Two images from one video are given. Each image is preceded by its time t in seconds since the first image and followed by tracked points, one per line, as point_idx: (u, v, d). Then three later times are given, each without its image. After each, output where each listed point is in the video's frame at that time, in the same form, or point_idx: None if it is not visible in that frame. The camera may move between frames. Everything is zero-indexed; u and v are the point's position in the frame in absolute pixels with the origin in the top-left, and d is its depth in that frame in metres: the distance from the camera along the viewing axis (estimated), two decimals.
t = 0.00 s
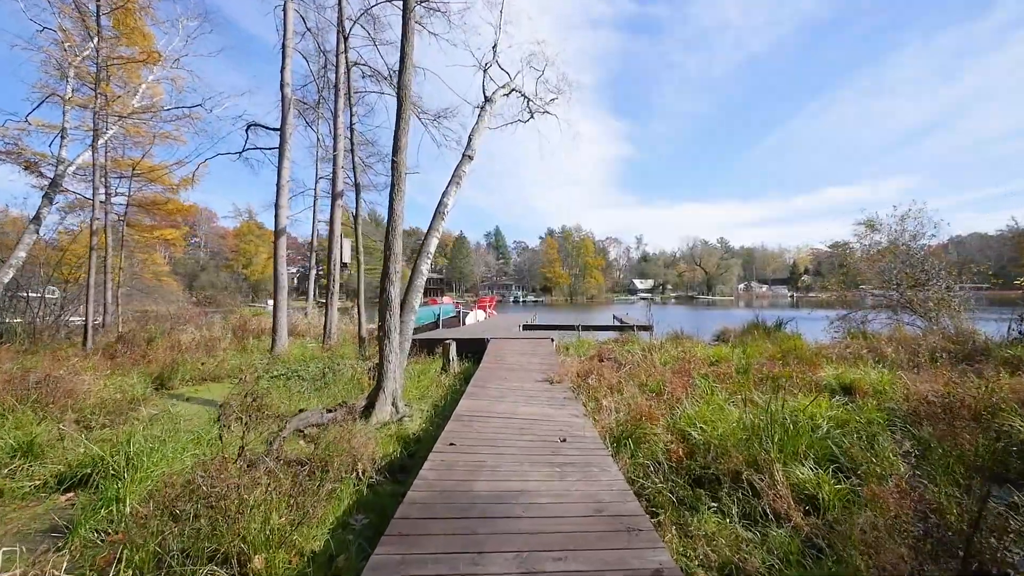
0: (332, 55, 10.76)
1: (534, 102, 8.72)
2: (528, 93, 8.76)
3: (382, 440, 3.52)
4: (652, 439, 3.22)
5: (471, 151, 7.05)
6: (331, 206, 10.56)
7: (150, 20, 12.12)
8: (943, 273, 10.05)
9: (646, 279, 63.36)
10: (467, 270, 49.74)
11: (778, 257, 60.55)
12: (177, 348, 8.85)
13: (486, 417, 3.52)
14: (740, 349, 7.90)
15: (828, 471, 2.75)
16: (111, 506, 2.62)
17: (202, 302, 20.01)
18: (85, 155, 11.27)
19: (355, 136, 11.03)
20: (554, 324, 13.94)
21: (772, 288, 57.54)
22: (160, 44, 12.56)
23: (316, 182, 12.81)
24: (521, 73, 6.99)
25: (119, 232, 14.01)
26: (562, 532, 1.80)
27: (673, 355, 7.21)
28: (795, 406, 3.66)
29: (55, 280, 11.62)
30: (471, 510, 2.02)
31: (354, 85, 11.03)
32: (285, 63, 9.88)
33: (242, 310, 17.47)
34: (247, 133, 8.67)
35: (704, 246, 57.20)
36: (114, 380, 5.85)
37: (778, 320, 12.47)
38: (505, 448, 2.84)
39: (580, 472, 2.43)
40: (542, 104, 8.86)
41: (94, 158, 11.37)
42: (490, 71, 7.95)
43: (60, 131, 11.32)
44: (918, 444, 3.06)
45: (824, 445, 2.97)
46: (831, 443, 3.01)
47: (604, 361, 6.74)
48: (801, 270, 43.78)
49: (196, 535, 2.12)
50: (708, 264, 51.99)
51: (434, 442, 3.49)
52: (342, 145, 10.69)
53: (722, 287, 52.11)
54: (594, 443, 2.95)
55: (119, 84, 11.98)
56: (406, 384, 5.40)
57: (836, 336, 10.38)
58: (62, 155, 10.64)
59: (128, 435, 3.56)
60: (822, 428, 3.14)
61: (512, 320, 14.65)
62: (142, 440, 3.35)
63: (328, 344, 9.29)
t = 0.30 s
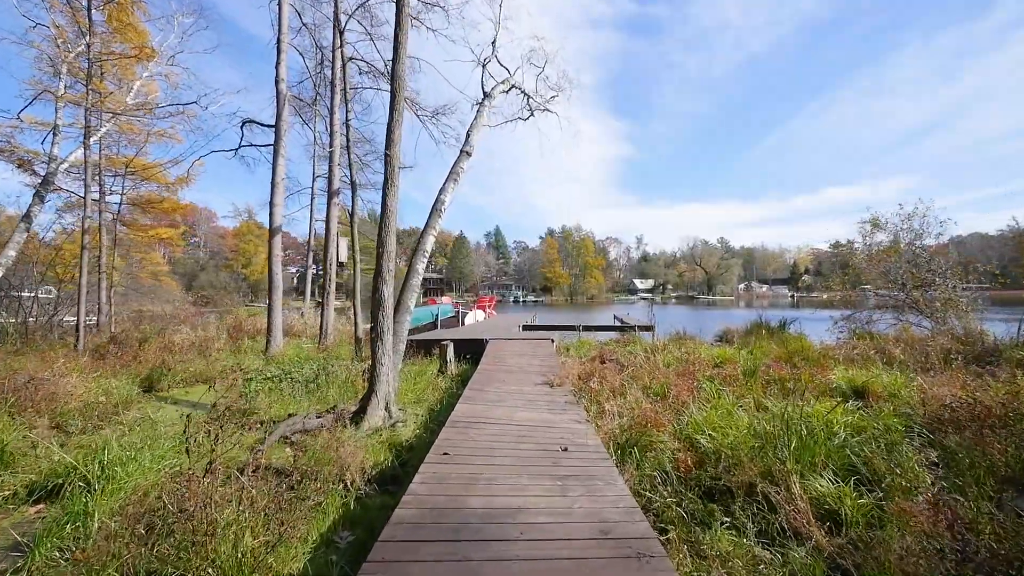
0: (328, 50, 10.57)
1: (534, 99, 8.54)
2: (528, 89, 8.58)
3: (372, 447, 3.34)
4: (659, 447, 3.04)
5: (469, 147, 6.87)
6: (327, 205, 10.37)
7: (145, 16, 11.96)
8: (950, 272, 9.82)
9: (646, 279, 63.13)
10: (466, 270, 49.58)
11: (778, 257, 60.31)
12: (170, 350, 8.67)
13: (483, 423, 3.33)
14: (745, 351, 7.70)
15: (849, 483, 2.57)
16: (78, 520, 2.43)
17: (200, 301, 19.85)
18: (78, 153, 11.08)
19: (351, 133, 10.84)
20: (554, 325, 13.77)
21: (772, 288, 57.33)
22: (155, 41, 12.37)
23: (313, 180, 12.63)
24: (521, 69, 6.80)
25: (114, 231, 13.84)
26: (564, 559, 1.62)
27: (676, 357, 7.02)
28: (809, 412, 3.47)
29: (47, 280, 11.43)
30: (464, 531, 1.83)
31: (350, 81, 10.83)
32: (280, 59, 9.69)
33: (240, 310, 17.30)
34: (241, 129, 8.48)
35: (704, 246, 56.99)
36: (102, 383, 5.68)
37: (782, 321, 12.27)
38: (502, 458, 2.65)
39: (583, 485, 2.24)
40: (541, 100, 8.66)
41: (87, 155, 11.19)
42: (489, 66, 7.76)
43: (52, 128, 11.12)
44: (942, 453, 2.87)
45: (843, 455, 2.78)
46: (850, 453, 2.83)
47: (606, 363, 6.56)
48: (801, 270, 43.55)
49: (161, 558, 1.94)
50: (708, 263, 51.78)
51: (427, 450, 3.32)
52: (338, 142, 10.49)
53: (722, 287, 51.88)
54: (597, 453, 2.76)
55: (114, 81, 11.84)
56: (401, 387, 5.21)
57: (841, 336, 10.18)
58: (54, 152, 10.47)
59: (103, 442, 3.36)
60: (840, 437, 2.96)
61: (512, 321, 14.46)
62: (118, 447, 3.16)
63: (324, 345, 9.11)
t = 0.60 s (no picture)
0: (324, 46, 10.39)
1: (534, 96, 8.38)
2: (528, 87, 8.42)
3: (363, 455, 3.16)
4: (667, 456, 2.86)
5: (467, 143, 6.69)
6: (323, 203, 10.19)
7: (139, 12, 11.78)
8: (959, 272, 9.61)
9: (646, 279, 62.98)
10: (466, 270, 49.43)
11: (779, 257, 60.15)
12: (162, 351, 8.48)
13: (481, 429, 3.15)
14: (750, 352, 7.52)
15: (875, 496, 2.38)
16: (38, 537, 2.24)
17: (197, 301, 19.70)
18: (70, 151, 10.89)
19: (348, 129, 10.65)
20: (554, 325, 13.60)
21: (773, 288, 57.18)
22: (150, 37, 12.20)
23: (310, 179, 12.46)
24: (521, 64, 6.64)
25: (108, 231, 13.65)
26: None
27: (680, 358, 6.84)
28: (824, 418, 3.29)
29: (40, 280, 11.24)
30: (457, 554, 1.65)
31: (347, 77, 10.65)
32: (275, 53, 9.49)
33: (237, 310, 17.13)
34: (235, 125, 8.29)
35: (705, 245, 56.84)
36: (88, 386, 5.49)
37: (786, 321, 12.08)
38: (500, 467, 2.47)
39: (588, 500, 2.06)
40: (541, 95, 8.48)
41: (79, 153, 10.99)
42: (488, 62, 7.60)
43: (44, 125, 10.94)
44: (970, 462, 2.68)
45: (864, 464, 2.61)
46: (871, 462, 2.65)
47: (608, 364, 6.37)
48: (801, 271, 43.37)
49: None
50: (709, 263, 51.63)
51: (421, 458, 3.14)
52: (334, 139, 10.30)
53: (723, 287, 51.65)
54: (602, 462, 2.58)
55: (109, 79, 11.70)
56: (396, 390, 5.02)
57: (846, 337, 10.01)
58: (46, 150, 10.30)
59: (79, 449, 3.18)
60: (860, 445, 2.78)
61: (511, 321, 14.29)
62: (92, 455, 2.98)
63: (320, 345, 8.93)
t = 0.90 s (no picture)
0: (320, 41, 10.20)
1: (534, 93, 8.19)
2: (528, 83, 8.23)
3: (353, 464, 2.97)
4: (679, 468, 2.67)
5: (466, 138, 6.50)
6: (319, 201, 10.00)
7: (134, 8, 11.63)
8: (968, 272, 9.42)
9: (646, 279, 62.76)
10: (467, 270, 49.25)
11: (779, 258, 59.96)
12: (154, 351, 8.30)
13: (479, 437, 2.95)
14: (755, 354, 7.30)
15: (905, 513, 2.20)
16: None
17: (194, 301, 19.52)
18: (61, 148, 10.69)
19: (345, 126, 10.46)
20: (555, 325, 13.37)
21: (774, 288, 57.00)
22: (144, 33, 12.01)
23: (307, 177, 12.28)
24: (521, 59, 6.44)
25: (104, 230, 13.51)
26: None
27: (685, 360, 6.63)
28: (844, 425, 3.10)
29: (32, 279, 11.06)
30: None
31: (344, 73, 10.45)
32: (270, 48, 9.30)
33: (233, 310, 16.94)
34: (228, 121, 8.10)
35: (705, 246, 56.69)
36: (73, 388, 5.31)
37: (790, 321, 11.85)
38: (498, 481, 2.28)
39: (594, 521, 1.87)
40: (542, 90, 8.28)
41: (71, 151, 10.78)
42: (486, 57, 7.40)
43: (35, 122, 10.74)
44: (1005, 475, 2.50)
45: (890, 477, 2.43)
46: (898, 475, 2.46)
47: (610, 366, 6.17)
48: (802, 270, 43.15)
49: None
50: (709, 263, 51.45)
51: (414, 468, 2.94)
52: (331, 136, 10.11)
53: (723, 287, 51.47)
54: (608, 474, 2.39)
55: (103, 76, 11.53)
56: (392, 394, 4.82)
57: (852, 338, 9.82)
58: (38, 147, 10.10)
59: (49, 458, 2.99)
60: (885, 456, 2.59)
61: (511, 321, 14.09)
62: (62, 467, 2.80)
63: (315, 346, 8.75)
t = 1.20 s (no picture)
0: (317, 36, 10.01)
1: (534, 90, 8.01)
2: (528, 79, 8.05)
3: (341, 475, 2.78)
4: (690, 482, 2.49)
5: (464, 134, 6.33)
6: (315, 199, 9.81)
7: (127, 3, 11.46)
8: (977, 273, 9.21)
9: (646, 279, 62.59)
10: (466, 270, 49.08)
11: (779, 258, 59.87)
12: (146, 352, 8.13)
13: (476, 447, 2.76)
14: (761, 356, 7.10)
15: (938, 534, 2.02)
16: None
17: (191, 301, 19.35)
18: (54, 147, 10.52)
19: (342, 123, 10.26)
20: (556, 325, 13.17)
21: (774, 288, 56.81)
22: (138, 29, 11.83)
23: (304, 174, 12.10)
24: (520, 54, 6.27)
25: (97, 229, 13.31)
26: None
27: (689, 362, 6.44)
28: (864, 434, 2.91)
29: (24, 278, 10.88)
30: None
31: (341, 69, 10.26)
32: (265, 43, 9.12)
33: (230, 310, 16.76)
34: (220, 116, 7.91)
35: (705, 246, 56.57)
36: (57, 390, 5.14)
37: (794, 322, 11.65)
38: (495, 497, 2.09)
39: (600, 547, 1.69)
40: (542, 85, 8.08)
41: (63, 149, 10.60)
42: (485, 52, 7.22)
43: (27, 119, 10.55)
44: None
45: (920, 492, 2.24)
46: (928, 491, 2.28)
47: (612, 369, 5.99)
48: (803, 270, 42.90)
49: None
50: (710, 263, 51.29)
51: (406, 479, 2.75)
52: (327, 132, 9.93)
53: (723, 287, 51.26)
54: (615, 490, 2.20)
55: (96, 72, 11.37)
56: (387, 398, 4.63)
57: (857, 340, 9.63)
58: (29, 144, 9.92)
59: (18, 465, 2.81)
60: (912, 469, 2.41)
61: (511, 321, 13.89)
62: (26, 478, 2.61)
63: (311, 347, 8.57)
